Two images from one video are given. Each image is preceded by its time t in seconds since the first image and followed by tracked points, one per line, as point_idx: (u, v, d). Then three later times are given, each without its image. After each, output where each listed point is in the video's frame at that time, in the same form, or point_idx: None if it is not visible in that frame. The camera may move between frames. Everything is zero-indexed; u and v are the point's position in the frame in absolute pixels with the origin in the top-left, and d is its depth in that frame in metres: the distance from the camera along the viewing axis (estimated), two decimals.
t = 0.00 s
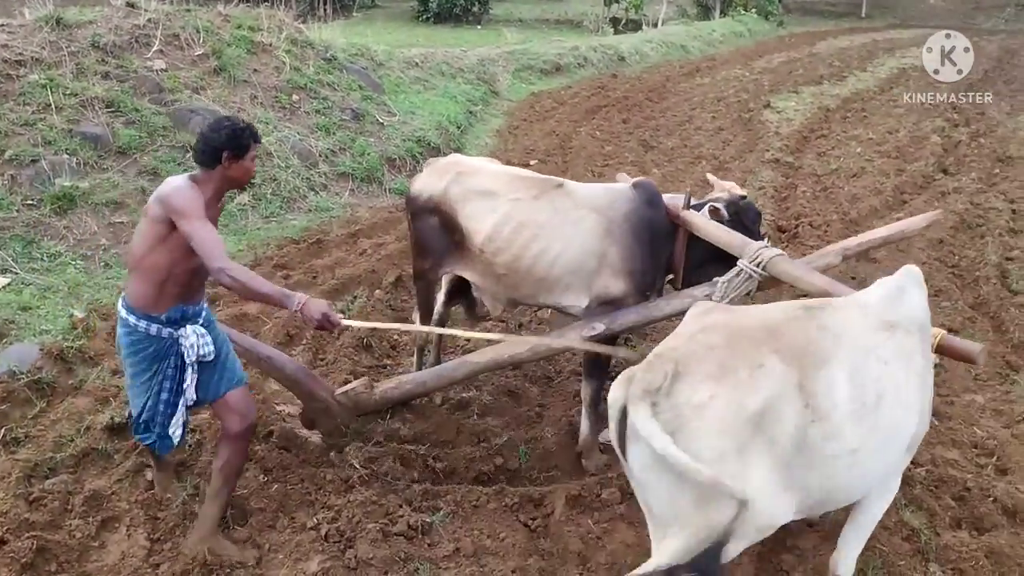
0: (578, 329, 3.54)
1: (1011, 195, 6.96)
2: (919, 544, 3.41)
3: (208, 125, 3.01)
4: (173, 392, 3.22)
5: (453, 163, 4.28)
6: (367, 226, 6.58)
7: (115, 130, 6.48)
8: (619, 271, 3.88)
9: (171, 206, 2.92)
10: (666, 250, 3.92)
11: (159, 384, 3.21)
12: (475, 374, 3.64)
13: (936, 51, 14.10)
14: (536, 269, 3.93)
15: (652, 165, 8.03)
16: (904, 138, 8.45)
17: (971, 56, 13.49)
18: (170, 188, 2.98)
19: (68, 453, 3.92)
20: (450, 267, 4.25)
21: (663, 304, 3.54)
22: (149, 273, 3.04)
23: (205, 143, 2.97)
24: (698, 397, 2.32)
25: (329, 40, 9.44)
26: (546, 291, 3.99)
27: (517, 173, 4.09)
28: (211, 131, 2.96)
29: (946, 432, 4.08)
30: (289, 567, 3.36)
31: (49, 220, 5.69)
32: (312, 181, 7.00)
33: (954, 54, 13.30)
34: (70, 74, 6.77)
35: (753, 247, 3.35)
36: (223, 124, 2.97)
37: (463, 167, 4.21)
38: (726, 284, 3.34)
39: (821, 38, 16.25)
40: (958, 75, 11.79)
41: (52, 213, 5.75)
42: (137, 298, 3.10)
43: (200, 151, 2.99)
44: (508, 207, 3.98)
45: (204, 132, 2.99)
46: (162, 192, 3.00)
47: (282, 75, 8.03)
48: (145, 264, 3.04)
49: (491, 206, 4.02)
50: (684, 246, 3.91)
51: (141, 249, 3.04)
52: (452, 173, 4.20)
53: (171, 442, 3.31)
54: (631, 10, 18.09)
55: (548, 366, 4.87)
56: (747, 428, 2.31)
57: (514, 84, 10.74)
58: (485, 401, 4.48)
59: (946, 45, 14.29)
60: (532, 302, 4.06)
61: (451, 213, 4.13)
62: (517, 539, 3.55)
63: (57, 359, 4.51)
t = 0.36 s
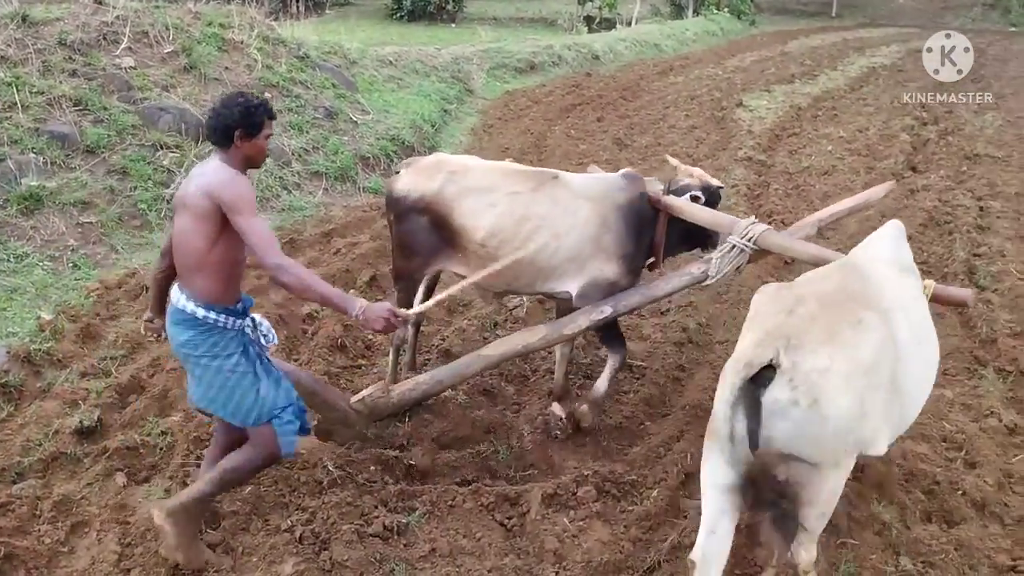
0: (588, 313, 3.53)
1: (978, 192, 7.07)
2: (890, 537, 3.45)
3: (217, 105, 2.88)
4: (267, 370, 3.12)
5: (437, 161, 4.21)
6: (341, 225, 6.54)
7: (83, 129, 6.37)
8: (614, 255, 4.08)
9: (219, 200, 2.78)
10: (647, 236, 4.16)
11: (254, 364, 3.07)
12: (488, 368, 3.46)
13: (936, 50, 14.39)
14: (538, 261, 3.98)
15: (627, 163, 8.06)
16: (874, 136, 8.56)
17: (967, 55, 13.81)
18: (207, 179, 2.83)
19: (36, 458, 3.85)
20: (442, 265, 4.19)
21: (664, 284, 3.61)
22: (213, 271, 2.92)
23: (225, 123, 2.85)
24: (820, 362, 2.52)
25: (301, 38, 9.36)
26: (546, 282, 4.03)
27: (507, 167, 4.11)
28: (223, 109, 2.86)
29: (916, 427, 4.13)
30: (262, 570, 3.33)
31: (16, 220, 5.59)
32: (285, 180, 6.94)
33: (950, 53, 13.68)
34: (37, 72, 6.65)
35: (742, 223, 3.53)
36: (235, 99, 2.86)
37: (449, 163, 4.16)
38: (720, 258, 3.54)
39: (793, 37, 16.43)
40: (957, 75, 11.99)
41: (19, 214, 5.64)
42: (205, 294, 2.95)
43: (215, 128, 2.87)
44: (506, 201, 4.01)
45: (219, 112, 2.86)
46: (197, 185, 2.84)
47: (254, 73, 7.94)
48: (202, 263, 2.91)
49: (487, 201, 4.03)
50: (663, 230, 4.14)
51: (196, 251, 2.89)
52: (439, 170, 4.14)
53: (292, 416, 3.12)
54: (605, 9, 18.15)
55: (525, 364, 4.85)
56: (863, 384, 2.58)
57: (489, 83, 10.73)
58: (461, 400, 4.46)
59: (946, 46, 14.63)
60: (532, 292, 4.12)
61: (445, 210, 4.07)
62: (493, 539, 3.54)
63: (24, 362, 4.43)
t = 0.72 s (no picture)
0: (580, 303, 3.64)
1: (958, 193, 7.14)
2: (872, 536, 3.48)
3: (302, 121, 2.91)
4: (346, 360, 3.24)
5: (428, 166, 4.18)
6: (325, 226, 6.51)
7: (63, 129, 6.31)
8: (609, 247, 4.32)
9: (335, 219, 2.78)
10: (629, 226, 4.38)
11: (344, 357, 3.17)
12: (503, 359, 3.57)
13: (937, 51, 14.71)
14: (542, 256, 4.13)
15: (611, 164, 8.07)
16: (856, 137, 8.62)
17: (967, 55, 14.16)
18: (313, 195, 2.82)
19: (15, 461, 3.80)
20: (442, 269, 4.16)
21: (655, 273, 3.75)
22: (315, 284, 2.92)
23: (318, 139, 2.89)
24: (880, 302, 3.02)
25: (285, 38, 9.31)
26: (548, 275, 4.20)
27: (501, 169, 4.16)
28: (310, 124, 2.90)
29: (898, 426, 4.16)
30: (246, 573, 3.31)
31: None
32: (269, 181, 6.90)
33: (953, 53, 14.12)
34: (17, 72, 6.58)
35: (725, 211, 3.81)
36: (323, 116, 2.92)
37: (442, 168, 4.15)
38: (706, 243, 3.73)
39: (776, 39, 16.53)
40: (957, 75, 12.37)
41: None
42: (312, 308, 2.95)
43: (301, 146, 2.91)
44: (507, 201, 4.09)
45: (309, 128, 2.89)
46: (302, 199, 2.81)
47: (236, 74, 7.89)
48: (304, 277, 2.88)
49: (488, 202, 4.08)
50: (639, 222, 4.49)
51: (300, 268, 2.85)
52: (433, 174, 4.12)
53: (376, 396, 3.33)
54: (589, 10, 18.20)
55: (510, 365, 4.85)
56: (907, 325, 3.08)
57: (473, 84, 10.72)
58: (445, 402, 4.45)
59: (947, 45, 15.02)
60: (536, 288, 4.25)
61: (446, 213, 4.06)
62: (478, 540, 3.54)
63: (3, 365, 4.37)
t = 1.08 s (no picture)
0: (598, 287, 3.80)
1: (946, 195, 7.19)
2: (862, 537, 3.49)
3: (380, 108, 2.98)
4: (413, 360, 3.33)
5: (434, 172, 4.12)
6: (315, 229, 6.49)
7: (51, 132, 6.26)
8: (608, 228, 4.52)
9: (427, 200, 2.96)
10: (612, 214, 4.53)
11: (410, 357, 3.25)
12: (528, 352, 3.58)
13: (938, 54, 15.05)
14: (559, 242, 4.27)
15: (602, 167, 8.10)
16: (845, 140, 8.67)
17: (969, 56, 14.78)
18: (401, 180, 2.95)
19: (2, 467, 3.77)
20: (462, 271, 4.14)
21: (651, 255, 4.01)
22: (402, 268, 3.03)
23: (396, 123, 2.97)
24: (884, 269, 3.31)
25: (275, 41, 9.29)
26: (564, 259, 4.36)
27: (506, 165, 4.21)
28: (394, 113, 2.98)
29: (887, 427, 4.18)
30: None
31: None
32: (258, 184, 6.88)
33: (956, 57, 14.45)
34: (4, 75, 6.53)
35: (707, 193, 4.06)
36: (395, 101, 3.01)
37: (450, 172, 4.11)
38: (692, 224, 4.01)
39: (766, 42, 16.61)
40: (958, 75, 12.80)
41: None
42: (395, 291, 3.06)
43: (377, 129, 2.99)
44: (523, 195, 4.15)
45: (383, 114, 2.98)
46: (393, 185, 2.93)
47: (226, 77, 7.87)
48: (391, 263, 3.00)
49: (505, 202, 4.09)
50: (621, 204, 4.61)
51: (389, 254, 2.97)
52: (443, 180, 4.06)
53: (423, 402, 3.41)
54: (579, 13, 18.24)
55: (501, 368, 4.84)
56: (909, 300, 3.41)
57: (464, 86, 10.73)
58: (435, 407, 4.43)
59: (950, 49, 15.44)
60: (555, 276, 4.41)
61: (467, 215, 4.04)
62: (469, 544, 3.53)
63: None
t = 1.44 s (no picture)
0: (608, 272, 4.19)
1: (938, 193, 7.21)
2: (856, 534, 3.50)
3: (425, 115, 3.07)
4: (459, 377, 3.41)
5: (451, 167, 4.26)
6: (309, 230, 6.48)
7: (43, 134, 6.24)
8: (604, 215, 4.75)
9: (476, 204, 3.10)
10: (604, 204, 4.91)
11: (456, 371, 3.33)
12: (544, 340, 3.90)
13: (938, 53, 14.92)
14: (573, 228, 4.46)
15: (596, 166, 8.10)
16: (837, 138, 8.69)
17: (968, 54, 14.48)
18: (452, 184, 3.04)
19: None
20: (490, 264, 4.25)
21: (646, 240, 4.44)
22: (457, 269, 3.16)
23: (442, 128, 3.07)
24: (863, 229, 3.70)
25: (267, 41, 9.26)
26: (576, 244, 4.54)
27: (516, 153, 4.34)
28: (440, 117, 3.07)
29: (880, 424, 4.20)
30: None
31: None
32: (251, 185, 6.86)
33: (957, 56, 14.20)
34: None
35: (688, 181, 4.55)
36: (434, 106, 3.09)
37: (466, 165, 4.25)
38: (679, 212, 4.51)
39: (758, 40, 16.65)
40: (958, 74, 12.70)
41: None
42: (449, 293, 3.18)
43: (422, 132, 3.08)
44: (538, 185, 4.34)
45: (427, 121, 3.07)
46: (446, 190, 3.03)
47: (218, 77, 7.85)
48: (447, 264, 3.12)
49: (524, 192, 4.27)
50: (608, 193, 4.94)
51: (447, 253, 3.10)
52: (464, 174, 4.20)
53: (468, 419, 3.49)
54: (571, 13, 18.24)
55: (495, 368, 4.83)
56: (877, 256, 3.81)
57: (457, 86, 10.72)
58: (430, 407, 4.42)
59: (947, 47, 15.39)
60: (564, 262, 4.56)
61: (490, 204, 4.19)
62: (465, 544, 3.53)
63: None
